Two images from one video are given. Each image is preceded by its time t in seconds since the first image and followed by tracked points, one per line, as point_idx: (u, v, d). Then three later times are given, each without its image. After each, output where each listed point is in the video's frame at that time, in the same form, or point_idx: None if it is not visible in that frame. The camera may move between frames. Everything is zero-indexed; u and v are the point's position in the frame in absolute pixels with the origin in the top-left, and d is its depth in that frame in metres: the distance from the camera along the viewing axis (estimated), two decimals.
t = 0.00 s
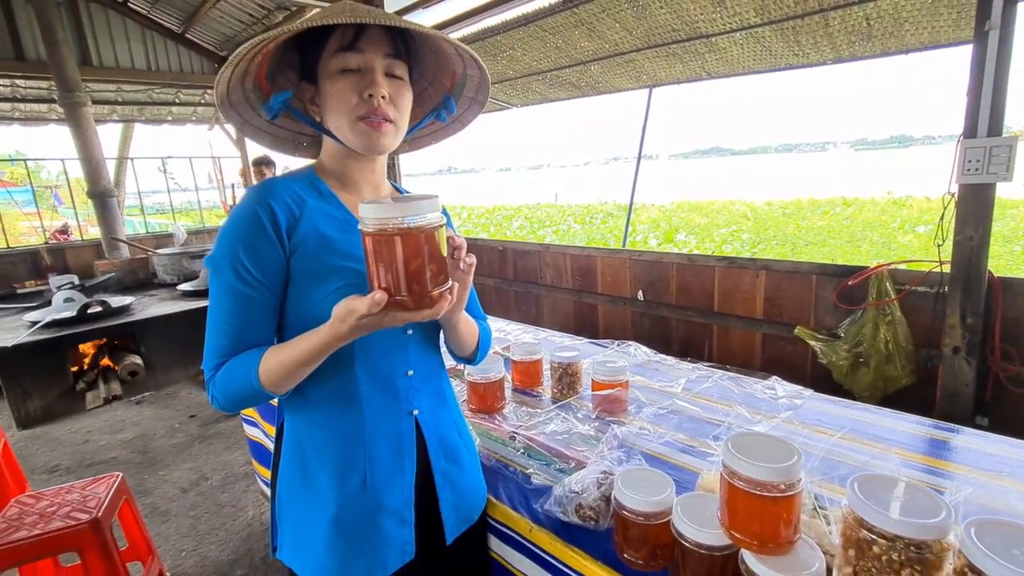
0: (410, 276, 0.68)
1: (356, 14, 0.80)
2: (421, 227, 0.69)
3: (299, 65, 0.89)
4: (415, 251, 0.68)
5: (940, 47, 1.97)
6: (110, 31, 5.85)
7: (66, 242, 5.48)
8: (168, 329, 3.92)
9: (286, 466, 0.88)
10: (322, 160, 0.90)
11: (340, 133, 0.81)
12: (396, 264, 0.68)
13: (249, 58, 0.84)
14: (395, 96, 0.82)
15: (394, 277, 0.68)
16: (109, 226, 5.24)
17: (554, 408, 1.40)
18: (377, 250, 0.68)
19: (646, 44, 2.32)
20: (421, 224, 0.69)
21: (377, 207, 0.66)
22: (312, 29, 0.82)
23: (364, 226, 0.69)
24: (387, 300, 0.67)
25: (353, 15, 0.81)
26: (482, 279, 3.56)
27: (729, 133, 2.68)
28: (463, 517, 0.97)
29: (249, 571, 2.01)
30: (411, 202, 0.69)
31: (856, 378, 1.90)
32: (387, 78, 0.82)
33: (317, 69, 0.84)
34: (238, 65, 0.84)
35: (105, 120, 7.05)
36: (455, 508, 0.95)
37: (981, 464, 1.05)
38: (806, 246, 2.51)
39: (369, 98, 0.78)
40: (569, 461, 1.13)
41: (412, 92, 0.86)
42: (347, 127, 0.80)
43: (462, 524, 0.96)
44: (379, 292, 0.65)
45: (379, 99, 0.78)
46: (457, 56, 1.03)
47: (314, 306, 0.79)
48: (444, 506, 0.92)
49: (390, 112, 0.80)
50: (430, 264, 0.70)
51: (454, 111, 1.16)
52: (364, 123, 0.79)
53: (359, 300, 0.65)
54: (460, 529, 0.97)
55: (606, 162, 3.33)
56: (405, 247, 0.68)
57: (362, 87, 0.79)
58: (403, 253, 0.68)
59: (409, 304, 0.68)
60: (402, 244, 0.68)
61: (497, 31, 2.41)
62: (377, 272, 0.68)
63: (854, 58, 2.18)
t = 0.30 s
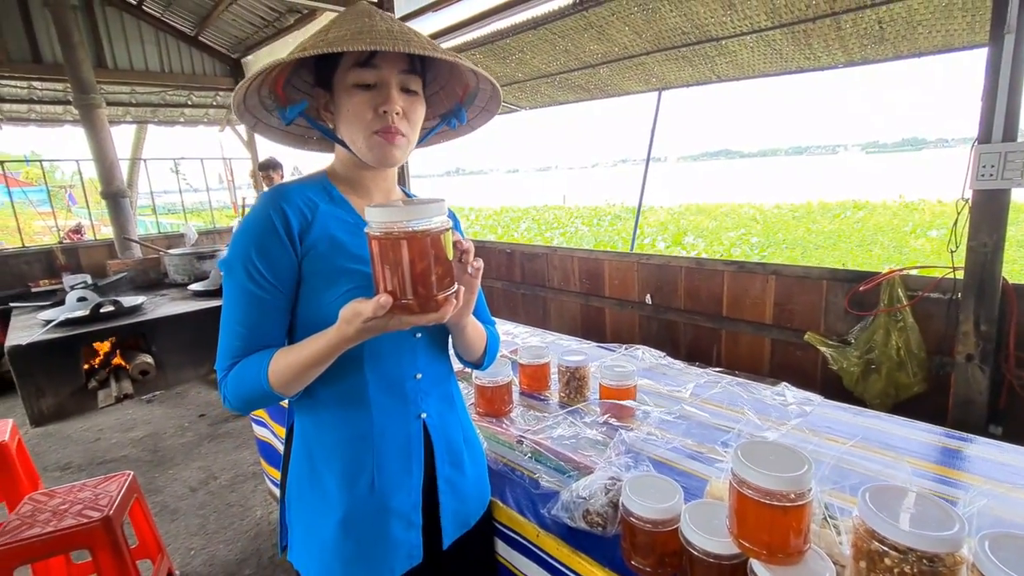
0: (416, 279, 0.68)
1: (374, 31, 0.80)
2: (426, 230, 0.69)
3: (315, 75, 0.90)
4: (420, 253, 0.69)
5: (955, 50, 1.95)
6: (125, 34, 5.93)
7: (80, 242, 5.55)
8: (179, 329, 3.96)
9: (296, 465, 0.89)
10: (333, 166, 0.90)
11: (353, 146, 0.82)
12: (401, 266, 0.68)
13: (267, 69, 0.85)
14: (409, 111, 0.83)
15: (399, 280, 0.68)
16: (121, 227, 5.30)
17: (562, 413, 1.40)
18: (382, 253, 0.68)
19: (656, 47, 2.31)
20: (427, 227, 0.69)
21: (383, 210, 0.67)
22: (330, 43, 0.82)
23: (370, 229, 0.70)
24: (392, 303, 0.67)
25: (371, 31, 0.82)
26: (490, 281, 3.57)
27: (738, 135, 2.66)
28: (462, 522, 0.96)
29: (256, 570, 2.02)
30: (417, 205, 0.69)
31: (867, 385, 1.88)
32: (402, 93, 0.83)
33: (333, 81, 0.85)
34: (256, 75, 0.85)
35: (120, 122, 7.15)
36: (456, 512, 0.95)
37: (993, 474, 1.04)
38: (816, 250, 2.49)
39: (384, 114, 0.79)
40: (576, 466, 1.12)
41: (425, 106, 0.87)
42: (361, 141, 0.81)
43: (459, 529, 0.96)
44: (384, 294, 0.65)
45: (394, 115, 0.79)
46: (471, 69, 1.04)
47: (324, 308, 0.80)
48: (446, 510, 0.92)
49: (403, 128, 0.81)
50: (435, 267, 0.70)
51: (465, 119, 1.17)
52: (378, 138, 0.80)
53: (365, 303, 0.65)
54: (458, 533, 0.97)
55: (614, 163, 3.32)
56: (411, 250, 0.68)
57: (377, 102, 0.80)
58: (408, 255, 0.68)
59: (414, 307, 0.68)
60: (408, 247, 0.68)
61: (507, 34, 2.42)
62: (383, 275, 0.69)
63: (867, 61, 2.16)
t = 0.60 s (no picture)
0: (431, 304, 0.70)
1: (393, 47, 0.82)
2: (441, 256, 0.70)
3: (331, 93, 0.91)
4: (436, 279, 0.70)
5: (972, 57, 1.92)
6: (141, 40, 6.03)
7: (96, 245, 5.64)
8: (191, 332, 4.00)
9: (307, 478, 0.89)
10: (347, 182, 0.91)
11: (371, 161, 0.83)
12: (416, 291, 0.69)
13: (286, 88, 0.86)
14: (425, 126, 0.84)
15: (415, 305, 0.69)
16: (136, 230, 5.38)
17: (571, 424, 1.40)
18: (399, 277, 0.69)
19: (666, 54, 2.30)
20: (442, 253, 0.70)
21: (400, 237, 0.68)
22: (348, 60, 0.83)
23: (387, 253, 0.71)
24: (408, 327, 0.69)
25: (389, 48, 0.83)
26: (499, 286, 3.58)
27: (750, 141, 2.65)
28: (471, 534, 0.97)
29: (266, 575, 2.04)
30: (434, 233, 0.71)
31: (880, 398, 1.86)
32: (418, 109, 0.84)
33: (350, 98, 0.86)
34: (274, 92, 0.87)
35: (135, 126, 7.26)
36: (465, 526, 0.95)
37: (1010, 493, 1.02)
38: (827, 254, 2.46)
39: (402, 129, 0.80)
40: (586, 480, 1.12)
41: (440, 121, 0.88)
42: (379, 156, 0.82)
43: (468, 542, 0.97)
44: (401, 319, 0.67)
45: (411, 130, 0.80)
46: (482, 84, 1.05)
47: (336, 325, 0.80)
48: (455, 524, 0.93)
49: (421, 143, 0.82)
50: (450, 292, 0.72)
51: (474, 134, 1.18)
52: (396, 153, 0.81)
53: (381, 326, 0.66)
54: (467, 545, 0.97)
55: (624, 167, 3.31)
56: (426, 275, 0.69)
57: (395, 117, 0.81)
58: (424, 280, 0.69)
59: (429, 331, 0.70)
60: (424, 272, 0.69)
61: (517, 41, 2.43)
62: (399, 299, 0.70)
63: (881, 67, 2.14)
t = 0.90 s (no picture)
0: (443, 313, 0.70)
1: (397, 40, 0.81)
2: (453, 266, 0.70)
3: (337, 91, 0.91)
4: (447, 287, 0.70)
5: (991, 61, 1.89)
6: (156, 39, 6.10)
7: (108, 241, 5.70)
8: (201, 330, 4.03)
9: (311, 482, 0.89)
10: (354, 182, 0.91)
11: (378, 159, 0.82)
12: (427, 301, 0.69)
13: (292, 87, 0.86)
14: (432, 121, 0.83)
15: (426, 314, 0.69)
16: (148, 227, 5.43)
17: (578, 430, 1.38)
18: (410, 287, 0.69)
19: (678, 56, 2.27)
20: (454, 263, 0.70)
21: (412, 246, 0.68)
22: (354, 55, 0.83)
23: (398, 262, 0.71)
24: (420, 336, 0.69)
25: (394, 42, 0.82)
26: (507, 288, 3.57)
27: (762, 144, 2.62)
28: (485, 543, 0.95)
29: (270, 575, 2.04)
30: (446, 243, 0.70)
31: (894, 407, 1.82)
32: (425, 103, 0.83)
33: (356, 95, 0.85)
34: (278, 91, 0.86)
35: (149, 124, 7.34)
36: (478, 535, 0.93)
37: None
38: (838, 260, 2.42)
39: (409, 124, 0.79)
40: (592, 487, 1.11)
41: (447, 116, 0.87)
42: (386, 152, 0.81)
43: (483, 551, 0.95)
44: (412, 328, 0.67)
45: (418, 124, 0.79)
46: (489, 78, 1.04)
47: (342, 329, 0.79)
48: (465, 532, 0.91)
49: (428, 137, 0.81)
50: (461, 301, 0.72)
51: (483, 132, 1.16)
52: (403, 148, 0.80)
53: (393, 334, 0.66)
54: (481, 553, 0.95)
55: (634, 169, 3.28)
56: (438, 284, 0.69)
57: (402, 112, 0.80)
58: (436, 290, 0.69)
59: (441, 339, 0.70)
60: (435, 282, 0.69)
61: (528, 43, 2.42)
62: (410, 309, 0.70)
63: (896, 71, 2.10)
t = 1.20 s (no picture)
0: (454, 322, 0.70)
1: (399, 36, 0.81)
2: (465, 273, 0.70)
3: (344, 93, 0.91)
4: (458, 295, 0.69)
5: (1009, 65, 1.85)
6: (169, 38, 6.16)
7: (120, 238, 5.75)
8: (210, 327, 4.06)
9: (315, 485, 0.88)
10: (363, 184, 0.90)
11: (384, 157, 0.82)
12: (438, 309, 0.69)
13: (296, 86, 0.87)
14: (438, 118, 0.83)
15: (437, 322, 0.69)
16: (159, 224, 5.47)
17: (584, 435, 1.37)
18: (422, 294, 0.69)
19: (689, 59, 2.26)
20: (467, 271, 0.70)
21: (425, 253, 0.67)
22: (358, 54, 0.84)
23: (409, 269, 0.71)
24: (430, 344, 0.68)
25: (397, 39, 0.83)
26: (514, 290, 3.56)
27: (773, 148, 2.59)
28: (490, 550, 0.95)
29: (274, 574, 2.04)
30: (459, 250, 0.70)
31: (906, 417, 1.79)
32: (429, 100, 0.83)
33: (362, 94, 0.85)
34: (284, 92, 0.87)
35: (162, 123, 7.41)
36: (483, 542, 0.93)
37: None
38: (849, 265, 2.40)
39: (413, 121, 0.79)
40: (598, 494, 1.10)
41: (454, 113, 0.86)
42: (392, 150, 0.80)
43: (488, 559, 0.95)
44: (423, 336, 0.67)
45: (423, 120, 0.79)
46: (497, 75, 1.03)
47: (348, 333, 0.79)
48: (471, 539, 0.91)
49: (433, 134, 0.80)
50: (473, 309, 0.72)
51: (495, 132, 1.15)
52: (409, 145, 0.79)
53: (403, 341, 0.66)
54: (488, 561, 0.95)
55: (643, 171, 3.26)
56: (449, 292, 0.69)
57: (407, 109, 0.80)
58: (447, 298, 0.69)
59: (451, 348, 0.70)
60: (447, 290, 0.69)
61: (539, 44, 2.41)
62: (422, 316, 0.70)
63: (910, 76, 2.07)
